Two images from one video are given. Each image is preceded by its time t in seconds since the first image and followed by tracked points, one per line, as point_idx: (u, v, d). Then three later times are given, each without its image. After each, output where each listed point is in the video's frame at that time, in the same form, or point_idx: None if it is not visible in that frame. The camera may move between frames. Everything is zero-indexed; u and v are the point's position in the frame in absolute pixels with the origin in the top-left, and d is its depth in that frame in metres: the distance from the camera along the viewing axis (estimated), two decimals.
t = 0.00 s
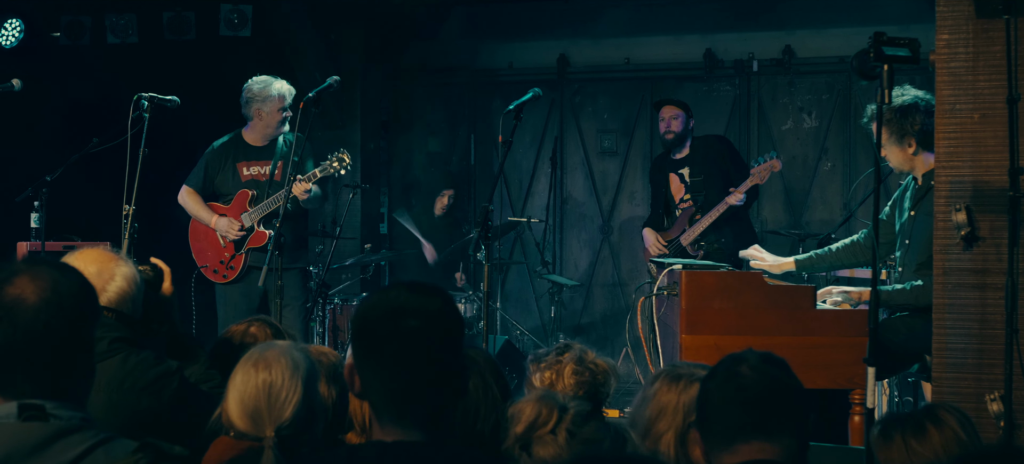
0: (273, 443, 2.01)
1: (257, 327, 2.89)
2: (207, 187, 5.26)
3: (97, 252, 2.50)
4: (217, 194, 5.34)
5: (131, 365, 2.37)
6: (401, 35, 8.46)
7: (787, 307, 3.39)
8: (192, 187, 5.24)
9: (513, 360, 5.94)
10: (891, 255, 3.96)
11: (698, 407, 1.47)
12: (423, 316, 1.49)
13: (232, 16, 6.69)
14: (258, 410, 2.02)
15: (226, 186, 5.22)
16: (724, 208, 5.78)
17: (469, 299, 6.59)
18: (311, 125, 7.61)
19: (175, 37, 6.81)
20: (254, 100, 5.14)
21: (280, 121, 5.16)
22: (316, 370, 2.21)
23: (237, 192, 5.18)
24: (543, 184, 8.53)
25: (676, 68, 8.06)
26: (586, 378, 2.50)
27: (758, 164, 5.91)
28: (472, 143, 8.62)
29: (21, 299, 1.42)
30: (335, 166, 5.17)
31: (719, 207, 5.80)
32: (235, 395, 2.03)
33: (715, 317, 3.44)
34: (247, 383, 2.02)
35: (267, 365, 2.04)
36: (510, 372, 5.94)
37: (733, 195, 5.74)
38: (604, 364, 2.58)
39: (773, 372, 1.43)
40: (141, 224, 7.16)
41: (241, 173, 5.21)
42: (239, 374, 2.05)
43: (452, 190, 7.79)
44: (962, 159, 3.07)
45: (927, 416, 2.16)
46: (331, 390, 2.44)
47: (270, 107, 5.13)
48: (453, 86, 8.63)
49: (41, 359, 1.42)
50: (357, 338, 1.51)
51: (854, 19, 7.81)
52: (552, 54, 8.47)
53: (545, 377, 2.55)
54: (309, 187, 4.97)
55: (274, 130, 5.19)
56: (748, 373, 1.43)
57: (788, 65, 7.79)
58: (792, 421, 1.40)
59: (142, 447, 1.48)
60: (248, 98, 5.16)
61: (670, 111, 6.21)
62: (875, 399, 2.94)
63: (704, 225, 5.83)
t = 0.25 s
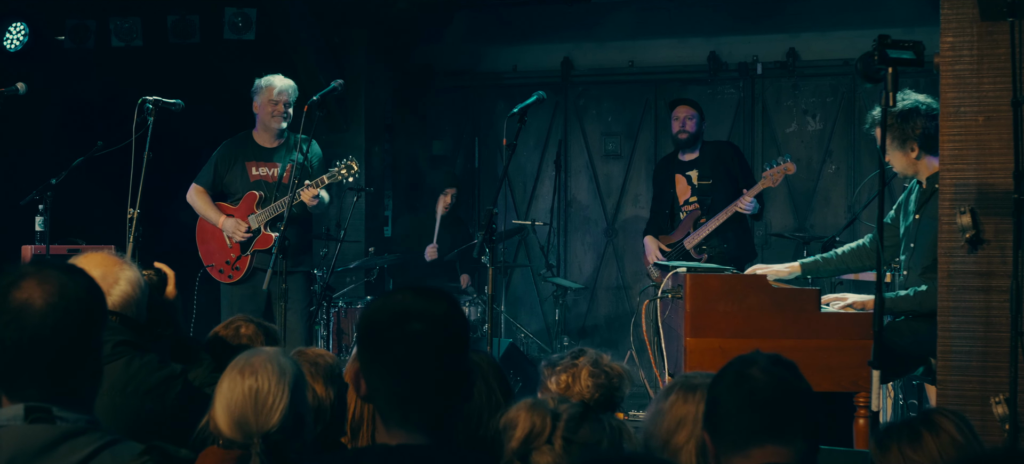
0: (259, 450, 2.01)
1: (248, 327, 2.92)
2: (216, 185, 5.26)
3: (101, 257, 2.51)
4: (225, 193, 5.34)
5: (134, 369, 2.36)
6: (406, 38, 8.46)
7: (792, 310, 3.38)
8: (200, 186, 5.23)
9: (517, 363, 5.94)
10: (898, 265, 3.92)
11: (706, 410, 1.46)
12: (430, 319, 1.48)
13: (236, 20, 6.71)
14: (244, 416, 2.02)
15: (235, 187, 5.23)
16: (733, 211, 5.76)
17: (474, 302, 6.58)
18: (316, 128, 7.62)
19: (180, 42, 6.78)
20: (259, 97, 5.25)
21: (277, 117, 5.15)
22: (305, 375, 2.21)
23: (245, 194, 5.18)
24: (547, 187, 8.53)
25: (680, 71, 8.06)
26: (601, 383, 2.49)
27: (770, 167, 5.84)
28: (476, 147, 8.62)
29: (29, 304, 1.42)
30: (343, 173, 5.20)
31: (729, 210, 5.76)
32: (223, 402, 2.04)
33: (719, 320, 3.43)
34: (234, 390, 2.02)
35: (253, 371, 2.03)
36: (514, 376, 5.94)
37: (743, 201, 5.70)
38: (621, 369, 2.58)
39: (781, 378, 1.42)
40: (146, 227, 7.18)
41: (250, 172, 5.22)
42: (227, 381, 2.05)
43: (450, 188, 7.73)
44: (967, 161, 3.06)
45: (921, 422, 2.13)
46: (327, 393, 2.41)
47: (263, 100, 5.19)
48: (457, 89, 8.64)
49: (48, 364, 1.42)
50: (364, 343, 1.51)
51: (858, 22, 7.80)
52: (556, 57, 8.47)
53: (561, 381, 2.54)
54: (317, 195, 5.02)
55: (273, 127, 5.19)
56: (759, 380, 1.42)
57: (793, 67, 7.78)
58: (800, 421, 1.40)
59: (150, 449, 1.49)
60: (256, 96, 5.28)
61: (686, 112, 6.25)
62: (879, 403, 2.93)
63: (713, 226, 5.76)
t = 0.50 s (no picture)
0: (292, 450, 2.04)
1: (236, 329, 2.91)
2: (219, 191, 5.30)
3: (103, 259, 2.51)
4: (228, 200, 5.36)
5: (138, 370, 2.39)
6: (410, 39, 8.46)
7: (796, 312, 3.37)
8: (204, 192, 5.27)
9: (522, 365, 5.94)
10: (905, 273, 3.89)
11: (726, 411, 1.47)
12: (433, 322, 1.48)
13: (241, 22, 6.72)
14: (275, 416, 2.05)
15: (237, 192, 5.26)
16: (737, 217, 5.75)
17: (478, 303, 6.57)
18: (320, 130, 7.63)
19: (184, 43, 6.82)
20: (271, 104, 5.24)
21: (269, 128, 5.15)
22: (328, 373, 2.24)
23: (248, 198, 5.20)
24: (551, 188, 8.52)
25: (684, 73, 8.05)
26: (611, 386, 2.48)
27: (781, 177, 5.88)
28: (480, 148, 8.62)
29: (32, 307, 1.43)
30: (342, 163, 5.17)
31: (733, 216, 5.77)
32: (251, 403, 2.05)
33: (723, 323, 3.43)
34: (263, 391, 2.04)
35: (283, 372, 2.06)
36: (518, 377, 5.95)
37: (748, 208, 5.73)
38: (630, 371, 2.57)
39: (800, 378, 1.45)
40: (151, 229, 7.19)
41: (252, 176, 5.23)
42: (255, 381, 2.07)
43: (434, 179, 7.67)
44: (972, 162, 3.05)
45: (912, 429, 2.07)
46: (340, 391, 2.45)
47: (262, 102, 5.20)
48: (461, 91, 8.64)
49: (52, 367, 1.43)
50: (370, 344, 1.51)
51: (862, 23, 7.78)
52: (560, 58, 8.47)
53: (570, 383, 2.53)
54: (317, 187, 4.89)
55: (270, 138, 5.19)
56: (782, 378, 1.44)
57: (796, 69, 7.77)
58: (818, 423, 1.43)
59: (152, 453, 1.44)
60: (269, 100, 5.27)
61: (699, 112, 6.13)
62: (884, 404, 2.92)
63: (715, 230, 5.78)
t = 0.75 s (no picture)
0: (289, 445, 2.04)
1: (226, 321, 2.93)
2: (219, 188, 5.31)
3: (102, 255, 2.50)
4: (229, 196, 5.36)
5: (136, 367, 2.37)
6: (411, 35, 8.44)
7: (797, 307, 3.37)
8: (205, 188, 5.29)
9: (522, 360, 5.95)
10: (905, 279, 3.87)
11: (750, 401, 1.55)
12: (435, 318, 1.48)
13: (241, 18, 6.67)
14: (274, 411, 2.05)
15: (236, 187, 5.26)
16: (737, 216, 5.79)
17: (479, 299, 6.56)
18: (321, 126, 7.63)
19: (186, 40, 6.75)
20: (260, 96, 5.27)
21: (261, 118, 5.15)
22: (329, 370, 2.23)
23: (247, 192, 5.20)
24: (552, 184, 8.52)
25: (685, 68, 8.04)
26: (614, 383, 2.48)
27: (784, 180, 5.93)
28: (481, 144, 8.61)
29: (32, 302, 1.42)
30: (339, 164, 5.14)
31: (735, 213, 5.80)
32: (250, 397, 2.06)
33: (723, 318, 3.43)
34: (263, 385, 2.04)
35: (283, 366, 2.06)
36: (519, 373, 5.95)
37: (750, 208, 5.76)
38: (630, 367, 2.54)
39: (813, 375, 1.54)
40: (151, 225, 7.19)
41: (252, 172, 5.23)
42: (254, 376, 2.07)
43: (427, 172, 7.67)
44: (973, 158, 3.05)
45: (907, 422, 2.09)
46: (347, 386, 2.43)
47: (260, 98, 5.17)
48: (462, 87, 8.63)
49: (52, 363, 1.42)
50: (369, 340, 1.51)
51: (864, 18, 7.77)
52: (561, 54, 8.46)
53: (569, 379, 2.54)
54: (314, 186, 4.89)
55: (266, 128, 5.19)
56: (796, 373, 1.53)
57: (798, 64, 7.76)
58: (831, 413, 1.53)
59: (153, 448, 1.49)
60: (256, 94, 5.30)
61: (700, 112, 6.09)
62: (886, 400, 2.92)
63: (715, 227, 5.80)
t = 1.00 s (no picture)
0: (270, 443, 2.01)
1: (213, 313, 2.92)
2: (222, 179, 5.29)
3: (100, 249, 2.51)
4: (231, 187, 5.36)
5: (135, 360, 2.39)
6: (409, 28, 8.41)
7: (796, 300, 3.38)
8: (208, 177, 5.26)
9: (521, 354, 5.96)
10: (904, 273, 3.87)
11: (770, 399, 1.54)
12: (434, 312, 1.48)
13: (239, 11, 6.65)
14: (254, 408, 2.02)
15: (238, 179, 5.25)
16: (734, 209, 5.74)
17: (478, 293, 6.57)
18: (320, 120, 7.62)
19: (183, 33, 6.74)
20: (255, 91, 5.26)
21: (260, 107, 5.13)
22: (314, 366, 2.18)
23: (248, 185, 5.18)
24: (551, 178, 8.52)
25: (684, 62, 8.03)
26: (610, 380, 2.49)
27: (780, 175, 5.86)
28: (480, 138, 8.61)
29: (33, 298, 1.42)
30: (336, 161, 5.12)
31: (729, 207, 5.75)
32: (231, 393, 2.03)
33: (723, 311, 3.43)
34: (244, 382, 2.01)
35: (264, 363, 2.03)
36: (518, 367, 5.96)
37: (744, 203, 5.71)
38: (624, 361, 2.57)
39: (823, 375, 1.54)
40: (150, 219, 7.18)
41: (253, 164, 5.22)
42: (236, 372, 2.04)
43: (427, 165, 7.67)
44: (973, 151, 3.05)
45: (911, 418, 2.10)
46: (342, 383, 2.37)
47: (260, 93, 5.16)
48: (461, 81, 8.61)
49: (53, 358, 1.43)
50: (369, 334, 1.50)
51: (863, 11, 7.76)
52: (560, 48, 8.44)
53: (563, 374, 2.54)
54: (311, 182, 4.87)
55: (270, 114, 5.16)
56: (805, 373, 1.54)
57: (797, 58, 7.75)
58: (842, 413, 1.54)
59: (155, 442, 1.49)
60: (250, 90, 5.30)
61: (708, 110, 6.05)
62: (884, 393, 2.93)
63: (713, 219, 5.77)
